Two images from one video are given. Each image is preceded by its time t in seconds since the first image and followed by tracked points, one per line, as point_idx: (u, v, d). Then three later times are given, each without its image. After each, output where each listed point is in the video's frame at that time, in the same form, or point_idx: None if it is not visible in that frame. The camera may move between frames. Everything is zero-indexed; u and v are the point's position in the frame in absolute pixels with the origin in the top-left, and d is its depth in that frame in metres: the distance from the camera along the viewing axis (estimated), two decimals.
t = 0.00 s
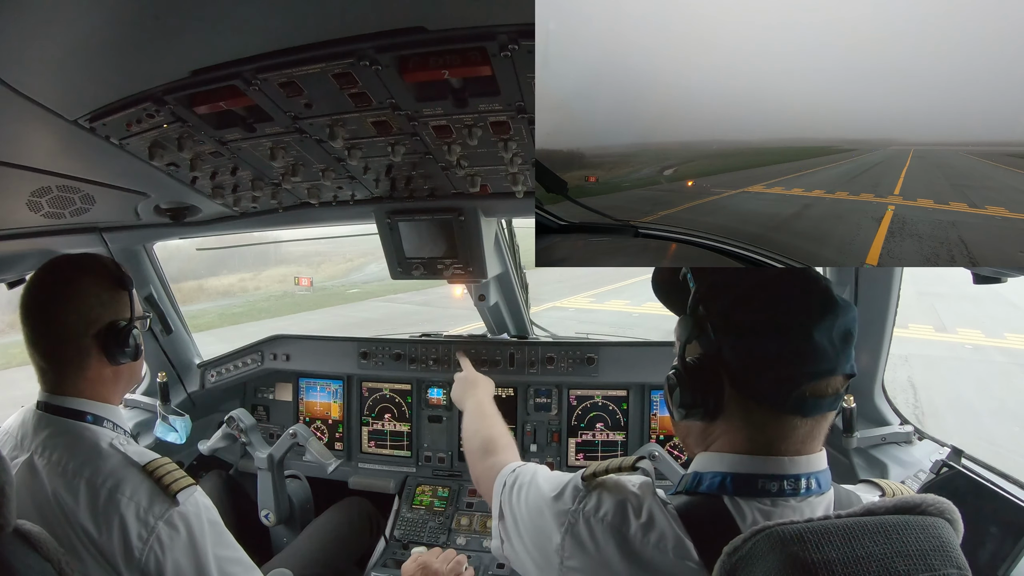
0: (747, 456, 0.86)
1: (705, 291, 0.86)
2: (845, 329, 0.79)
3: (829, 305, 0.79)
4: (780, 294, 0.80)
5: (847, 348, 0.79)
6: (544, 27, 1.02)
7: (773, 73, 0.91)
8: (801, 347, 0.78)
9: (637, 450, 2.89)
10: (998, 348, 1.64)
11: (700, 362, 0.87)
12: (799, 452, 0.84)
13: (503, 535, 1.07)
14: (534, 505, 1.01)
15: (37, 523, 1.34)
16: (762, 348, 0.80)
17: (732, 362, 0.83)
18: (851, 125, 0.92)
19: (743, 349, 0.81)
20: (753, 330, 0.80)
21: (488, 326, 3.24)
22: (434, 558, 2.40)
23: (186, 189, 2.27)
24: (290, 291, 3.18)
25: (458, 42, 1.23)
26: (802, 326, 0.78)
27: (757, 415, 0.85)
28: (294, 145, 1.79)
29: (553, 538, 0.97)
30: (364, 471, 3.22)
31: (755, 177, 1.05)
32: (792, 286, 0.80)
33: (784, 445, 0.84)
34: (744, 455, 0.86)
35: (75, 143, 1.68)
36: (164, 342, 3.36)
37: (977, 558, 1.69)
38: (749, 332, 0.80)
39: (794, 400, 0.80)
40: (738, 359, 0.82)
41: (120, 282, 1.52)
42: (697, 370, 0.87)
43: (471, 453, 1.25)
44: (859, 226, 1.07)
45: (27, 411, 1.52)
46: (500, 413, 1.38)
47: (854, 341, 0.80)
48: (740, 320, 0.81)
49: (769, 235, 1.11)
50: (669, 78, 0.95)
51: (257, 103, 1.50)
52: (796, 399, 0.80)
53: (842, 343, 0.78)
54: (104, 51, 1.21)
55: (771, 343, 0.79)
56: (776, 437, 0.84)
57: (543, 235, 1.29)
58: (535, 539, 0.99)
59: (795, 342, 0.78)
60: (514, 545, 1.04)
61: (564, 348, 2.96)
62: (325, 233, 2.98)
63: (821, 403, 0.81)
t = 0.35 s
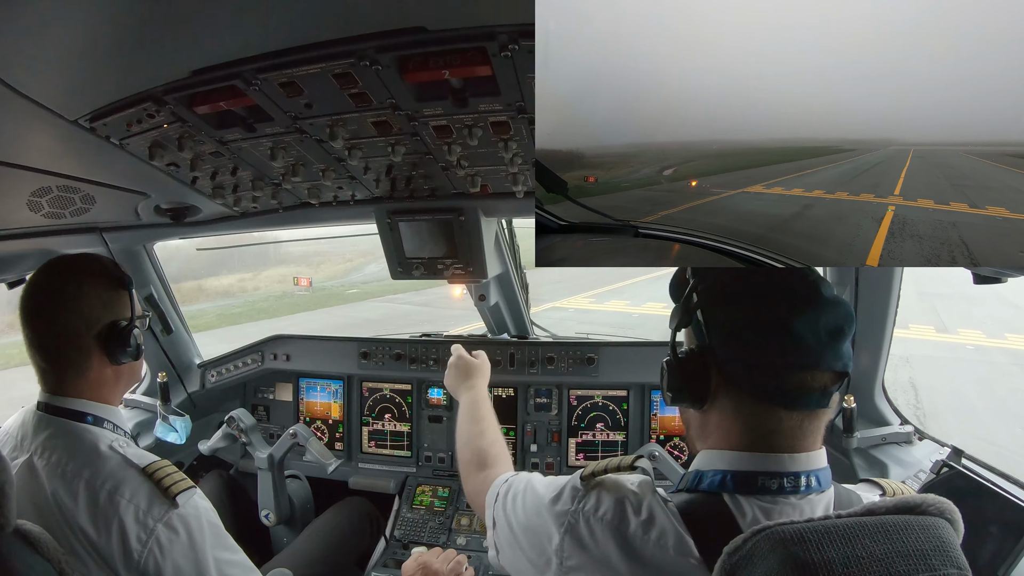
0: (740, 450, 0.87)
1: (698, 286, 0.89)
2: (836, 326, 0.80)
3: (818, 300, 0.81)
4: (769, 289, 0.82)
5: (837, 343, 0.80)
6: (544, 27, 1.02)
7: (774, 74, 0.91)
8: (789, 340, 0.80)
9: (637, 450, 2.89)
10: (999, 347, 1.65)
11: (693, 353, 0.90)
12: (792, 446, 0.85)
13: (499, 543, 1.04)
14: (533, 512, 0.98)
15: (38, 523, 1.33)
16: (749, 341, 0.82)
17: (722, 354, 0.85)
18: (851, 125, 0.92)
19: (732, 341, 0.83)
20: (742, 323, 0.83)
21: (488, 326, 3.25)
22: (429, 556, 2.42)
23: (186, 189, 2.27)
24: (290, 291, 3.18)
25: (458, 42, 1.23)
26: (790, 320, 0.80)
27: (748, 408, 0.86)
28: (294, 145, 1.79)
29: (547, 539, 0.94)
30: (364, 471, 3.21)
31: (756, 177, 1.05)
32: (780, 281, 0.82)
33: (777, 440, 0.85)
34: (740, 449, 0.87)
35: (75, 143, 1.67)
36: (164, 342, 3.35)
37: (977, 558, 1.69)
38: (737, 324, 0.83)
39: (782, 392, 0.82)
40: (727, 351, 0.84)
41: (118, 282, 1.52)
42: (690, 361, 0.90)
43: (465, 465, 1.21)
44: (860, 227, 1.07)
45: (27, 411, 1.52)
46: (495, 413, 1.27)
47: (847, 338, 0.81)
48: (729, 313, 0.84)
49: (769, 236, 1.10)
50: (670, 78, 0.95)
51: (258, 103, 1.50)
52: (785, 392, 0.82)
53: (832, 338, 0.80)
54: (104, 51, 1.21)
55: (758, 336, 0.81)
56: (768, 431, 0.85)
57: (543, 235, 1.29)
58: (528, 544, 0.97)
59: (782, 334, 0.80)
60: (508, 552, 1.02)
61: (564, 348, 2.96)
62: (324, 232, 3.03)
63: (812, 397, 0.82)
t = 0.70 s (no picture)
0: (730, 445, 0.88)
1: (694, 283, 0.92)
2: (824, 326, 0.80)
3: (808, 300, 0.81)
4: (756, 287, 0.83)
5: (823, 342, 0.80)
6: (544, 27, 1.02)
7: (774, 73, 0.91)
8: (771, 338, 0.81)
9: (637, 450, 2.89)
10: (1001, 348, 1.66)
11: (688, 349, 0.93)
12: (781, 445, 0.86)
13: None
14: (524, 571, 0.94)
15: (37, 525, 1.34)
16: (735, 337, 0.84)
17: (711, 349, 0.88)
18: (851, 125, 0.92)
19: (719, 338, 0.85)
20: (729, 320, 0.84)
21: (488, 326, 3.25)
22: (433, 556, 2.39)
23: (186, 189, 2.27)
24: (288, 291, 3.17)
25: (458, 42, 1.23)
26: (774, 319, 0.81)
27: (737, 404, 0.87)
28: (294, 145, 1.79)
29: None
30: (364, 471, 3.21)
31: (756, 177, 1.05)
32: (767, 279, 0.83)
33: (765, 437, 0.86)
34: (732, 444, 0.88)
35: (75, 144, 1.68)
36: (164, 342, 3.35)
37: (977, 558, 1.69)
38: (725, 321, 0.85)
39: (767, 389, 0.83)
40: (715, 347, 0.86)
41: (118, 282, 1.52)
42: (686, 355, 0.94)
43: None
44: (860, 227, 1.06)
45: (27, 411, 1.52)
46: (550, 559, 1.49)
47: (837, 337, 0.80)
48: (719, 310, 0.86)
49: (770, 235, 1.10)
50: (670, 78, 0.95)
51: (258, 103, 1.51)
52: (770, 390, 0.83)
53: (818, 337, 0.80)
54: (104, 52, 1.21)
55: (743, 332, 0.83)
56: (756, 429, 0.86)
57: (543, 235, 1.29)
58: None
59: (766, 332, 0.81)
60: None
61: (564, 348, 2.96)
62: (324, 232, 3.04)
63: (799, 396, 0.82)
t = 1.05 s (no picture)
0: (731, 444, 0.88)
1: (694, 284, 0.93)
2: (825, 328, 0.80)
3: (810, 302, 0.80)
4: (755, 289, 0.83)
5: (822, 342, 0.80)
6: (544, 27, 1.02)
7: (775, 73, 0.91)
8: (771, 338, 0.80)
9: (637, 450, 2.89)
10: (1003, 350, 1.65)
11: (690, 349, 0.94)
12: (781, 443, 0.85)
13: None
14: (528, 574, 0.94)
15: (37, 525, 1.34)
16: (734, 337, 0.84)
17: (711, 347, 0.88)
18: (850, 125, 0.92)
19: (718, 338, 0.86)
20: (728, 320, 0.84)
21: (488, 326, 3.25)
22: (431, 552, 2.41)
23: (186, 189, 2.27)
24: (286, 291, 3.17)
25: (458, 43, 1.23)
26: (775, 319, 0.81)
27: (737, 405, 0.87)
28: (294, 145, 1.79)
29: None
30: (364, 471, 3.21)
31: (756, 177, 1.05)
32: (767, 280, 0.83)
33: (765, 436, 0.86)
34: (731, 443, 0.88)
35: (75, 144, 1.68)
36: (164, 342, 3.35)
37: (977, 559, 1.69)
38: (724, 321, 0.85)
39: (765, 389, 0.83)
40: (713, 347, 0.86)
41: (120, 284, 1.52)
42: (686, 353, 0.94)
43: None
44: (860, 228, 1.06)
45: (27, 411, 1.52)
46: None
47: (835, 336, 0.81)
48: (718, 309, 0.87)
49: (771, 235, 1.10)
50: (670, 77, 0.95)
51: (258, 103, 1.51)
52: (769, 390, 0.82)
53: (817, 337, 0.80)
54: (104, 51, 1.21)
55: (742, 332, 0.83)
56: (755, 429, 0.86)
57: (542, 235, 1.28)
58: None
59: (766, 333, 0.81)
60: None
61: (564, 348, 2.96)
62: (324, 232, 3.04)
63: (800, 397, 0.82)
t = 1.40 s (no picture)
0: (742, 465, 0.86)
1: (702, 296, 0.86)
2: (841, 351, 0.80)
3: (831, 324, 0.79)
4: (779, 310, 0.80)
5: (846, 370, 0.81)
6: (544, 27, 1.02)
7: (774, 73, 0.91)
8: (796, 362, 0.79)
9: (637, 450, 2.89)
10: (1003, 351, 1.62)
11: (701, 381, 0.85)
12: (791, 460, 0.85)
13: None
14: None
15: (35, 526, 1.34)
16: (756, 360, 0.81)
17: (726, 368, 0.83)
18: (851, 124, 0.92)
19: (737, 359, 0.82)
20: (750, 342, 0.81)
21: (488, 326, 3.25)
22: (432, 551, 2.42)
23: (186, 189, 2.27)
24: (285, 292, 3.20)
25: (458, 43, 1.23)
26: (800, 343, 0.79)
27: (749, 426, 0.85)
28: (293, 145, 1.79)
29: None
30: (364, 471, 3.21)
31: (753, 177, 1.06)
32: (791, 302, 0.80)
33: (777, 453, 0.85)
34: (739, 457, 0.87)
35: (75, 144, 1.68)
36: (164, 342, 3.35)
37: (977, 559, 1.69)
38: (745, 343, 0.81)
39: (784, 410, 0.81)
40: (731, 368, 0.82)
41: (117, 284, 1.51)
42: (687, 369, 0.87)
43: None
44: (860, 227, 1.06)
45: (28, 411, 1.52)
46: None
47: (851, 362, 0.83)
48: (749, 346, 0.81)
49: (771, 235, 1.10)
50: (670, 77, 0.95)
51: (258, 103, 1.51)
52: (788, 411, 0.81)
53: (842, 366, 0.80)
54: (104, 52, 1.21)
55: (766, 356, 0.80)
56: (768, 447, 0.85)
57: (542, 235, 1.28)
58: None
59: (790, 357, 0.79)
60: None
61: (564, 348, 2.96)
62: (325, 233, 3.02)
63: (816, 418, 0.82)
